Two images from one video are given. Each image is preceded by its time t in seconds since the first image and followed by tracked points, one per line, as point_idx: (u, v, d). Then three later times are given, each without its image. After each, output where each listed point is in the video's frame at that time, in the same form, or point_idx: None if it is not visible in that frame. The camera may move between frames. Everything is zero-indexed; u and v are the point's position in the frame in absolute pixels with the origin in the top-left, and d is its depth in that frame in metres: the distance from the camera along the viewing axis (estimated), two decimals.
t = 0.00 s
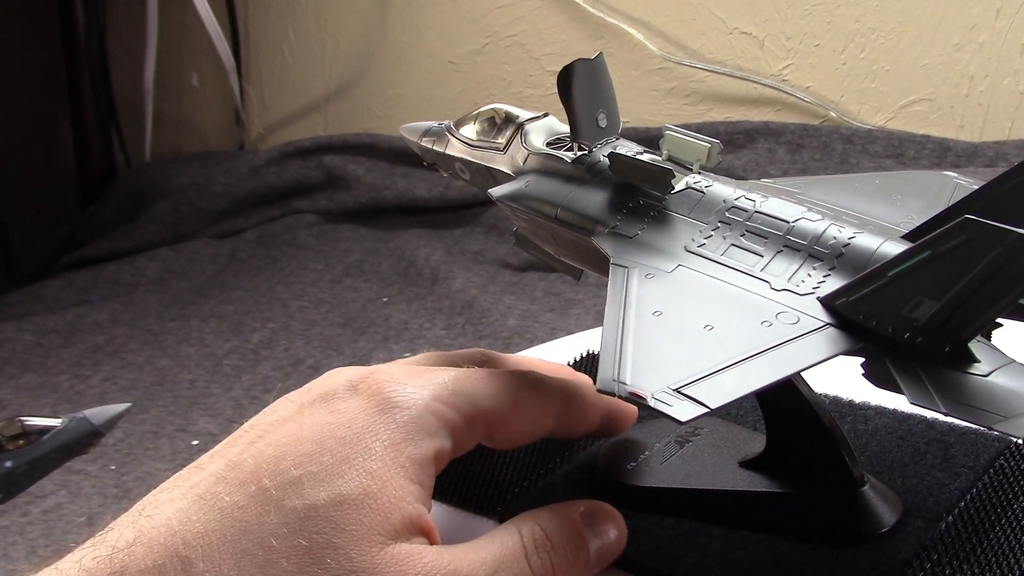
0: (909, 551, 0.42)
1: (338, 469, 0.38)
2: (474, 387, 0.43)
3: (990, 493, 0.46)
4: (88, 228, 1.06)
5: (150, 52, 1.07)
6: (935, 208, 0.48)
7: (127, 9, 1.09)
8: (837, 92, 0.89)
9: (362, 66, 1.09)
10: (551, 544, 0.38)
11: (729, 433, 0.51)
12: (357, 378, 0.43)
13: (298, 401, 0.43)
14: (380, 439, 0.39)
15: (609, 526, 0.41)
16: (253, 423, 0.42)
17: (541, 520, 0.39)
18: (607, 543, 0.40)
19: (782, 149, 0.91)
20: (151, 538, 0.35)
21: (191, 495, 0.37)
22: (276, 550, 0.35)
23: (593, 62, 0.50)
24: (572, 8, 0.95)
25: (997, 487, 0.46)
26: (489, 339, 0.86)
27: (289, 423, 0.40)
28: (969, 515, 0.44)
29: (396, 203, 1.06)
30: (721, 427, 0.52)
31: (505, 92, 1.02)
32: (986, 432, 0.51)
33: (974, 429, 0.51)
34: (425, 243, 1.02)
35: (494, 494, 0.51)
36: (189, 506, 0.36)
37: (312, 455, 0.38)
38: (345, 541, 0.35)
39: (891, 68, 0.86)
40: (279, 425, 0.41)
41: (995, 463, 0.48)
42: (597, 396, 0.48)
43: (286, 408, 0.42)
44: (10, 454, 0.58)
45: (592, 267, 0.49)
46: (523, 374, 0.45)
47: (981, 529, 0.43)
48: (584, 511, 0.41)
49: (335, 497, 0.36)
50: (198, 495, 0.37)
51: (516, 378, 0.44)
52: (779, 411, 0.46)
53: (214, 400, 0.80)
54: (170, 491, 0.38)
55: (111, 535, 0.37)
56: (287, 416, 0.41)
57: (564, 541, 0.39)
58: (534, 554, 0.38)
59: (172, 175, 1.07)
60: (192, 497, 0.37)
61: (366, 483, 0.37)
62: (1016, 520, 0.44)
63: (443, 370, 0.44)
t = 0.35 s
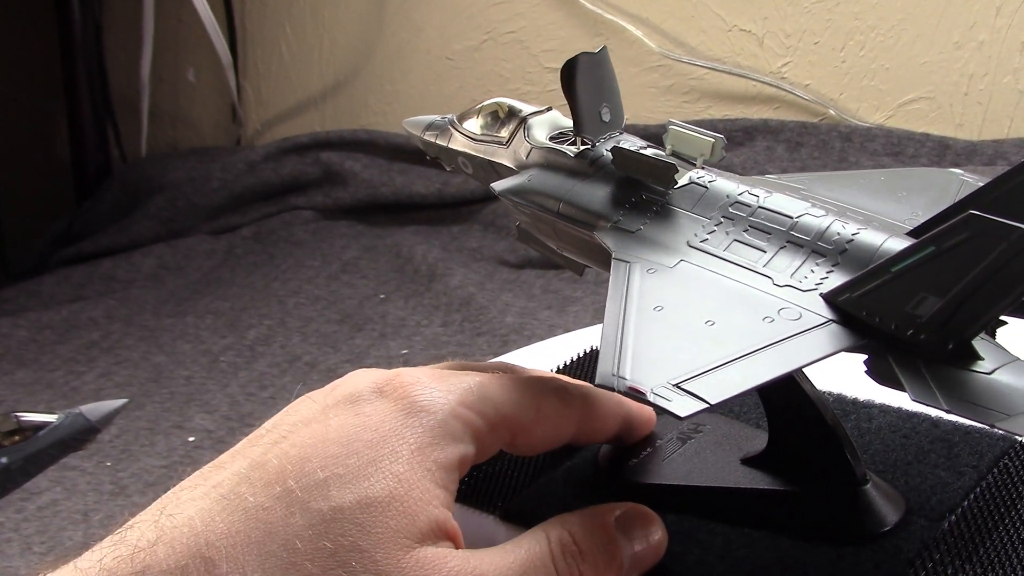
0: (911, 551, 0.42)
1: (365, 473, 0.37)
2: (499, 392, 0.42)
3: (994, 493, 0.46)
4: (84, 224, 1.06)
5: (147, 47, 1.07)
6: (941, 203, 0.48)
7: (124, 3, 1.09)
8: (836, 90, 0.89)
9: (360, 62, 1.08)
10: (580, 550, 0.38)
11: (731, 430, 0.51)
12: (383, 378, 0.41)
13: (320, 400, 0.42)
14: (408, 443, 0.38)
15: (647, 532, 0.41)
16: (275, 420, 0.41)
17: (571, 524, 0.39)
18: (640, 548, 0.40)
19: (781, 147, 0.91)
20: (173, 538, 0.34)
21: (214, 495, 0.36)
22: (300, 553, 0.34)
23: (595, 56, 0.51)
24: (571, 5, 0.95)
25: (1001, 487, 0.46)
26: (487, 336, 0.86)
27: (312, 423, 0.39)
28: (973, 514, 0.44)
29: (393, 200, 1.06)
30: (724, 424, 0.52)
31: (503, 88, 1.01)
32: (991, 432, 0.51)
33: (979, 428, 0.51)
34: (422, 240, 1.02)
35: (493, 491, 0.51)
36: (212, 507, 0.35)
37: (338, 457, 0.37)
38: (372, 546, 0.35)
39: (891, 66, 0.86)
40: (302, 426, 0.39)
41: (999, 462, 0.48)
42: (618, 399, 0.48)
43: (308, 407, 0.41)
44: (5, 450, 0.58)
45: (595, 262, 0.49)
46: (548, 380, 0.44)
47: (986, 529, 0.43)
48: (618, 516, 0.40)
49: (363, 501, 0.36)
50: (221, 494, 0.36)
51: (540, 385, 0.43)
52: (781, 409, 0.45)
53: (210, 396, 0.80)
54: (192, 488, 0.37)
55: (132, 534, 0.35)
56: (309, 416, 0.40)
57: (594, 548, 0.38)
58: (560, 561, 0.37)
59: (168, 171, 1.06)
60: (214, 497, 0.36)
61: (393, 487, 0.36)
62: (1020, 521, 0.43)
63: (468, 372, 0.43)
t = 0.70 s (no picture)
0: (908, 550, 0.42)
1: (374, 481, 0.37)
2: (514, 403, 0.42)
3: (994, 492, 0.46)
4: (81, 222, 1.06)
5: (144, 45, 1.06)
6: (943, 201, 0.48)
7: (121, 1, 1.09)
8: (835, 87, 0.89)
9: (358, 60, 1.08)
10: (583, 548, 0.38)
11: (731, 428, 0.51)
12: (397, 390, 0.42)
13: (333, 412, 0.42)
14: (419, 453, 0.38)
15: (651, 529, 0.40)
16: (287, 431, 0.42)
17: (573, 522, 0.38)
18: (644, 544, 0.40)
19: (779, 144, 0.91)
20: (180, 544, 0.35)
21: (222, 502, 0.36)
22: (307, 559, 0.34)
23: (596, 53, 0.50)
24: (568, 3, 0.95)
25: (1000, 485, 0.46)
26: (485, 334, 0.86)
27: (324, 434, 0.40)
28: (971, 514, 0.44)
29: (391, 197, 1.06)
30: (723, 422, 0.52)
31: (501, 86, 1.01)
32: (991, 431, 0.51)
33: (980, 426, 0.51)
34: (420, 238, 1.02)
35: (490, 487, 0.51)
36: (220, 514, 0.36)
37: (349, 466, 0.37)
38: (381, 555, 0.35)
39: (889, 63, 0.86)
40: (315, 436, 0.40)
41: (998, 462, 0.48)
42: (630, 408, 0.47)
43: (320, 418, 0.41)
44: (3, 448, 0.58)
45: (593, 259, 0.49)
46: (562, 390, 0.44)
47: (984, 527, 0.43)
48: (620, 513, 0.40)
49: (371, 509, 0.36)
50: (230, 501, 0.36)
51: (554, 396, 0.43)
52: (780, 407, 0.46)
53: (208, 394, 0.80)
54: (201, 496, 0.38)
55: (139, 540, 0.36)
56: (322, 427, 0.40)
57: (597, 546, 0.38)
58: (565, 561, 0.37)
59: (166, 169, 1.06)
60: (223, 504, 0.36)
61: (403, 496, 0.36)
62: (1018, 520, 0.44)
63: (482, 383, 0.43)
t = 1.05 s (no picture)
0: (910, 549, 0.42)
1: (364, 480, 0.37)
2: (502, 395, 0.41)
3: (995, 490, 0.46)
4: (80, 219, 1.06)
5: (142, 42, 1.06)
6: (943, 200, 0.48)
7: None
8: (834, 86, 0.89)
9: (357, 58, 1.08)
10: (588, 557, 0.37)
11: (732, 427, 0.51)
12: (383, 381, 0.41)
13: (319, 404, 0.42)
14: (408, 448, 0.38)
15: (656, 539, 0.40)
16: (274, 425, 0.42)
17: (578, 530, 0.38)
18: (649, 555, 0.39)
19: (779, 142, 0.92)
20: (172, 549, 0.35)
21: (213, 504, 0.36)
22: (299, 562, 0.34)
23: (596, 51, 0.50)
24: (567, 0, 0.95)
25: (1000, 483, 0.46)
26: (484, 332, 0.86)
27: (313, 429, 0.40)
28: (973, 512, 0.44)
29: (390, 195, 1.05)
30: (723, 420, 0.52)
31: (500, 84, 1.01)
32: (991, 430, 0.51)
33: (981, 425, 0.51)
34: (419, 236, 1.02)
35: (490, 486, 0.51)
36: (211, 517, 0.36)
37: (337, 464, 0.37)
38: (372, 555, 0.35)
39: (888, 61, 0.85)
40: (303, 431, 0.40)
41: (999, 460, 0.48)
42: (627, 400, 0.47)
43: (308, 412, 0.41)
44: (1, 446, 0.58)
45: (594, 258, 0.49)
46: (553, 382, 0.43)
47: (986, 525, 0.43)
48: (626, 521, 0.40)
49: (362, 510, 0.36)
50: (220, 504, 0.36)
51: (544, 388, 0.43)
52: (782, 405, 0.45)
53: (207, 392, 0.80)
54: (191, 497, 0.38)
55: (131, 545, 0.36)
56: (310, 421, 0.40)
57: (603, 557, 0.38)
58: (569, 568, 0.37)
59: (164, 166, 1.06)
60: (213, 507, 0.36)
61: (392, 494, 0.36)
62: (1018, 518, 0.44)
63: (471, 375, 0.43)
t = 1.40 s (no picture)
0: (913, 544, 0.42)
1: (350, 479, 0.36)
2: (491, 395, 0.41)
3: (996, 486, 0.46)
4: (74, 215, 1.05)
5: (138, 38, 1.05)
6: (945, 195, 0.48)
7: None
8: (832, 83, 0.89)
9: (354, 54, 1.07)
10: (577, 561, 0.37)
11: (733, 423, 0.51)
12: (372, 379, 0.42)
13: (307, 403, 0.42)
14: (394, 447, 0.38)
15: (647, 544, 0.40)
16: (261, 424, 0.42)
17: (567, 535, 0.38)
18: (642, 561, 0.39)
19: (777, 140, 0.92)
20: (152, 547, 0.34)
21: (196, 502, 0.36)
22: (282, 560, 0.34)
23: (597, 43, 0.50)
24: None
25: (1002, 480, 0.46)
26: (481, 329, 0.86)
27: (299, 426, 0.39)
28: (975, 508, 0.44)
29: (387, 191, 1.05)
30: (724, 416, 0.52)
31: (498, 80, 1.01)
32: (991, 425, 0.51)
33: (981, 421, 0.51)
34: (415, 233, 1.02)
35: (489, 483, 0.51)
36: (193, 514, 0.35)
37: (323, 462, 0.37)
38: (356, 555, 0.34)
39: (885, 58, 0.85)
40: (290, 429, 0.40)
41: (1000, 456, 0.48)
42: (619, 401, 0.46)
43: (295, 410, 0.41)
44: None
45: (595, 252, 0.49)
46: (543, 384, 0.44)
47: (988, 521, 0.43)
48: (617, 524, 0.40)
49: (347, 509, 0.35)
50: (202, 501, 0.36)
51: (534, 389, 0.43)
52: (783, 401, 0.45)
53: (203, 389, 0.79)
54: (174, 494, 0.37)
55: (111, 544, 0.36)
56: (297, 419, 0.40)
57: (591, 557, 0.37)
58: (556, 571, 0.36)
59: (160, 162, 1.05)
60: (195, 504, 0.36)
61: (377, 493, 0.36)
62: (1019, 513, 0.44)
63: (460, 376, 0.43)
